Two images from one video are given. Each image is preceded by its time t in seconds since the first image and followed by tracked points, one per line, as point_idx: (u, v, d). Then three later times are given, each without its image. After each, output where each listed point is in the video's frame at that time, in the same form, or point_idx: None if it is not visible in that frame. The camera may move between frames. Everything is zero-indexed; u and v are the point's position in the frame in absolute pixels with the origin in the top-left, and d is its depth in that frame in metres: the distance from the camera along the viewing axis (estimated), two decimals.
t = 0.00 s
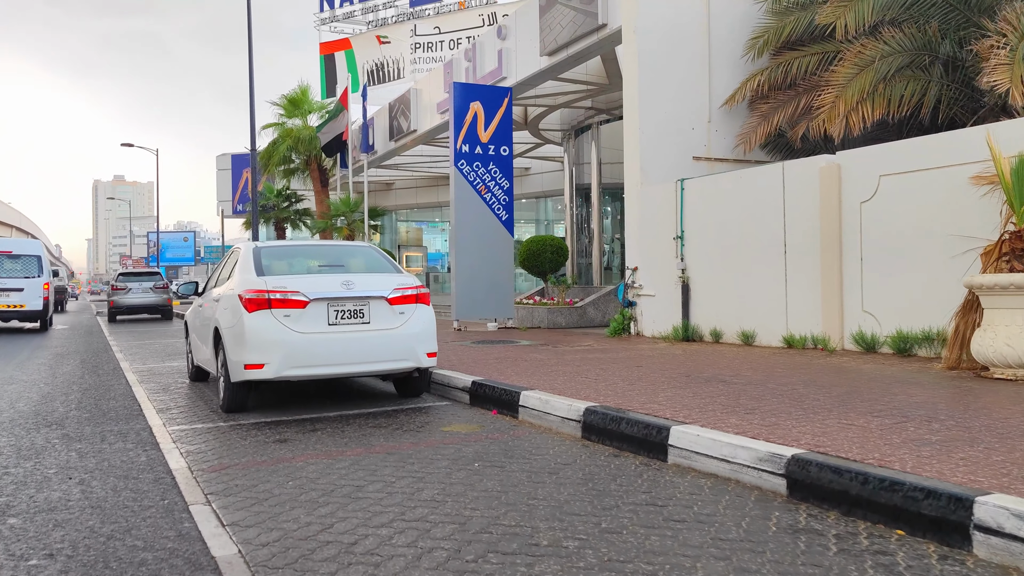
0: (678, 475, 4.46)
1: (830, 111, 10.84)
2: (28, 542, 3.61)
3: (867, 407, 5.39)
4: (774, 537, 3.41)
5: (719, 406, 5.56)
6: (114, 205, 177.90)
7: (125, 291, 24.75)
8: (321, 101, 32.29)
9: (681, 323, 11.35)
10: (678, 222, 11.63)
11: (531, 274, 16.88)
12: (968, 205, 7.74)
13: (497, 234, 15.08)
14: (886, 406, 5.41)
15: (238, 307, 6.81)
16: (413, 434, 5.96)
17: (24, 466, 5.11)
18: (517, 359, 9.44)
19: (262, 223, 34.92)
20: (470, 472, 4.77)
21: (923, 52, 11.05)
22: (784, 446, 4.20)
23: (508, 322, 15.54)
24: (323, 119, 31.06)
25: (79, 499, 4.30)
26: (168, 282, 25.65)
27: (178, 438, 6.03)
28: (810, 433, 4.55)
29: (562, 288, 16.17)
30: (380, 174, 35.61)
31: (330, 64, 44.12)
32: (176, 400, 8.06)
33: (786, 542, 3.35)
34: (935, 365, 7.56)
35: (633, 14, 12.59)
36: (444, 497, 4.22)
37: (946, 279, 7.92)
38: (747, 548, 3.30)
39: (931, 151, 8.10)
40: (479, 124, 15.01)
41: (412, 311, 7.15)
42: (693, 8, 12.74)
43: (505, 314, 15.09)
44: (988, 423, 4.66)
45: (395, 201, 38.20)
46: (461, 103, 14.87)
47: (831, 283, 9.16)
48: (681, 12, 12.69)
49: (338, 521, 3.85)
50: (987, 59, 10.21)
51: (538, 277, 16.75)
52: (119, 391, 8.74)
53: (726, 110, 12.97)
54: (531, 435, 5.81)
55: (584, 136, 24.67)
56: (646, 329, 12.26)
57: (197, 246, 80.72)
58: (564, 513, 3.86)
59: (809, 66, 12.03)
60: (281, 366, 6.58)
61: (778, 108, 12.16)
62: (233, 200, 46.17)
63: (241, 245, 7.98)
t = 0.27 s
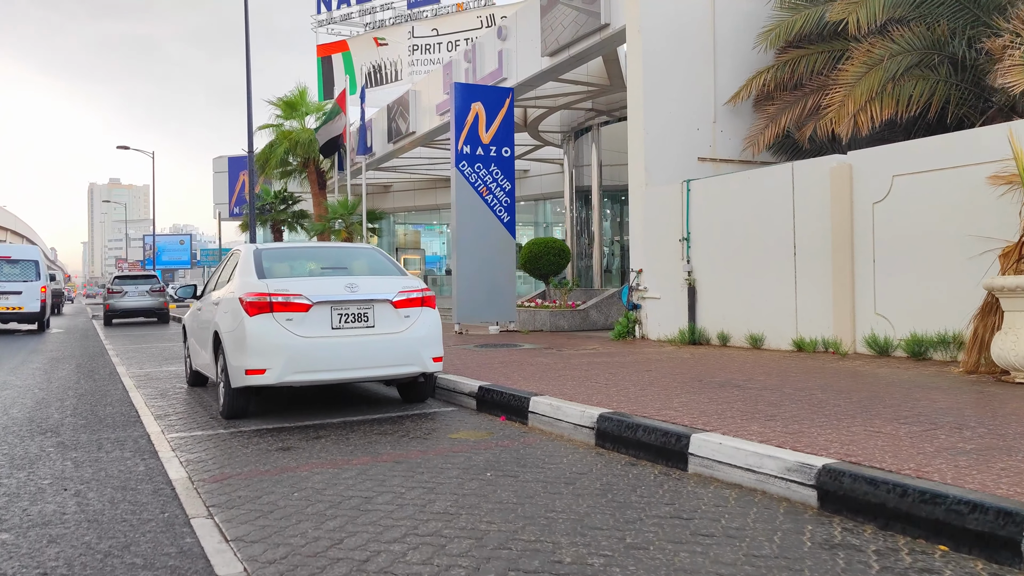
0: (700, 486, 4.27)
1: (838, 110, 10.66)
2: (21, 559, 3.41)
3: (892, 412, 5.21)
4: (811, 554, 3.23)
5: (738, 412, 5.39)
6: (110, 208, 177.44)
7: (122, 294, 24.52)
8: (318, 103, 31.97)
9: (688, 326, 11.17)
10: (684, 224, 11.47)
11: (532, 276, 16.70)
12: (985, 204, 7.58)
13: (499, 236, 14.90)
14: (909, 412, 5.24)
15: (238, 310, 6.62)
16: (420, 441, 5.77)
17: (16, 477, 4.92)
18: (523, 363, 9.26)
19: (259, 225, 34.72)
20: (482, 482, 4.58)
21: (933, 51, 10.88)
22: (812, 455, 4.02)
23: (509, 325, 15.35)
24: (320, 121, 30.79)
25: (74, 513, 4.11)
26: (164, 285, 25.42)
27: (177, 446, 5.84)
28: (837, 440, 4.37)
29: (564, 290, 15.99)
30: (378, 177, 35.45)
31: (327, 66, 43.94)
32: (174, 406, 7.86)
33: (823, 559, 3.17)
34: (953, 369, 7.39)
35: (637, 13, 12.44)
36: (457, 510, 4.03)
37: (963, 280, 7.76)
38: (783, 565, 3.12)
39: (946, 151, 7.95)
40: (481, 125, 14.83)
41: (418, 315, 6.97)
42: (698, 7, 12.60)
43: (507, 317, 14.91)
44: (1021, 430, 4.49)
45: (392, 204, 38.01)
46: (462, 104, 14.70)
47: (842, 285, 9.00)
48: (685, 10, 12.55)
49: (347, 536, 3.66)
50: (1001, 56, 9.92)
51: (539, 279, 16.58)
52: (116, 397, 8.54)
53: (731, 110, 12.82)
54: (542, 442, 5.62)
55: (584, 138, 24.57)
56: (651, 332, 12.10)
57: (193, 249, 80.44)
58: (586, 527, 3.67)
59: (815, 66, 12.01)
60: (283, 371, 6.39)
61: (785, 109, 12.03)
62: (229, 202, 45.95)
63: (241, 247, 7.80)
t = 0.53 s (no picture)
0: (732, 500, 4.04)
1: (852, 111, 10.48)
2: None
3: (925, 420, 5.01)
4: None
5: (764, 420, 5.17)
6: (106, 210, 176.98)
7: (118, 298, 24.27)
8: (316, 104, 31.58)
9: (698, 331, 10.96)
10: (693, 226, 11.25)
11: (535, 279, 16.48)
12: (1011, 206, 7.37)
13: (502, 239, 14.68)
14: (943, 420, 5.03)
15: (241, 314, 6.38)
16: (432, 451, 5.54)
17: (10, 490, 4.67)
18: (532, 368, 9.04)
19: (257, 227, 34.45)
20: (500, 495, 4.35)
21: (947, 50, 10.55)
22: (853, 468, 3.79)
23: (513, 328, 15.13)
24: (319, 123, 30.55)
25: (70, 530, 3.87)
26: (161, 288, 25.16)
27: (178, 456, 5.60)
28: (875, 451, 4.15)
29: (568, 293, 15.76)
30: (377, 179, 35.23)
31: (325, 68, 43.73)
32: (174, 413, 7.62)
33: None
34: (976, 374, 7.17)
35: (645, 12, 12.25)
36: (478, 526, 3.80)
37: (986, 283, 7.56)
38: None
39: (967, 151, 7.76)
40: (484, 125, 14.63)
41: (427, 319, 6.74)
42: (706, 6, 12.43)
43: (511, 321, 14.69)
44: None
45: (391, 207, 37.79)
46: (466, 104, 14.49)
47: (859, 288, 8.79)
48: (693, 9, 12.36)
49: (362, 555, 3.43)
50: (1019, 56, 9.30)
51: (543, 283, 16.36)
52: (113, 403, 8.29)
53: (739, 111, 12.62)
54: (559, 452, 5.40)
55: (586, 140, 24.48)
56: (659, 336, 11.88)
57: (190, 252, 80.13)
58: (617, 546, 3.45)
59: (827, 66, 11.90)
60: (288, 378, 6.17)
61: (798, 110, 11.88)
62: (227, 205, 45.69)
63: (243, 248, 7.56)
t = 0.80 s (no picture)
0: (761, 513, 3.86)
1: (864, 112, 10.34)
2: None
3: (955, 428, 4.83)
4: None
5: (787, 427, 4.99)
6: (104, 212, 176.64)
7: (116, 299, 24.03)
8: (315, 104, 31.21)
9: (706, 334, 10.79)
10: (702, 227, 11.08)
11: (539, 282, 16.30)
12: None
13: (506, 241, 14.50)
14: (974, 428, 4.84)
15: (245, 317, 6.21)
16: (442, 459, 5.35)
17: (4, 500, 4.49)
18: (540, 372, 8.85)
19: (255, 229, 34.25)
20: (517, 507, 4.16)
21: (959, 49, 10.36)
22: (891, 480, 3.61)
23: (516, 331, 14.95)
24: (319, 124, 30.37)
25: (67, 544, 3.68)
26: (159, 290, 24.98)
27: (179, 464, 5.41)
28: (910, 461, 3.96)
29: (572, 296, 15.58)
30: (377, 181, 35.06)
31: (324, 69, 43.55)
32: (174, 419, 7.43)
33: None
34: (998, 379, 6.99)
35: (652, 11, 12.08)
36: (496, 541, 3.61)
37: (1006, 286, 7.40)
38: None
39: (986, 151, 7.60)
40: (488, 126, 14.46)
41: (435, 322, 6.56)
42: (714, 5, 12.26)
43: (514, 324, 14.50)
44: None
45: (390, 209, 37.63)
46: (469, 104, 14.31)
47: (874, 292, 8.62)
48: (701, 8, 12.20)
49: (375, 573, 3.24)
50: None
51: (546, 285, 16.18)
52: (112, 408, 8.11)
53: (747, 111, 12.46)
54: (574, 460, 5.22)
55: (588, 141, 24.34)
56: (667, 340, 11.71)
57: (188, 253, 79.91)
58: (645, 563, 3.26)
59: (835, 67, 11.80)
60: (293, 383, 5.98)
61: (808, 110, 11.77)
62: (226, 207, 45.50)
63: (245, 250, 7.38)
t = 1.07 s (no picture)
0: (799, 528, 3.64)
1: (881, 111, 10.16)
2: None
3: (993, 437, 4.62)
4: None
5: (816, 435, 4.78)
6: (100, 213, 176.18)
7: (113, 300, 23.74)
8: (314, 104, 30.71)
9: (716, 337, 10.58)
10: (712, 228, 10.87)
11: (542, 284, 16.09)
12: None
13: (510, 242, 14.29)
14: (1013, 437, 4.62)
15: (248, 319, 5.99)
16: (455, 468, 5.13)
17: None
18: (549, 376, 8.63)
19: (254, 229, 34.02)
20: (538, 521, 3.94)
21: (973, 47, 9.97)
22: (940, 495, 3.39)
23: (520, 334, 14.73)
24: (318, 125, 30.14)
25: (62, 562, 3.45)
26: (157, 291, 24.77)
27: (180, 473, 5.18)
28: (956, 474, 3.75)
29: (577, 298, 15.36)
30: (376, 182, 34.84)
31: (323, 70, 43.33)
32: (175, 424, 7.21)
33: None
34: None
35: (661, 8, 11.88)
36: (520, 559, 3.39)
37: None
38: None
39: (1010, 150, 7.39)
40: (492, 125, 14.25)
41: (445, 325, 6.34)
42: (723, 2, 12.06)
43: (518, 326, 14.28)
44: None
45: (389, 210, 37.44)
46: (473, 103, 14.10)
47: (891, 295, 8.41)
48: (710, 5, 12.00)
49: None
50: None
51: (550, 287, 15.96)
52: (110, 412, 7.88)
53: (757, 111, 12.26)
54: (592, 469, 5.01)
55: (590, 142, 24.14)
56: (675, 343, 11.50)
57: (185, 254, 79.60)
58: None
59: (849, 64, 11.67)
60: (298, 388, 5.76)
61: (821, 109, 11.64)
62: (223, 207, 45.25)
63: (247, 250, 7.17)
